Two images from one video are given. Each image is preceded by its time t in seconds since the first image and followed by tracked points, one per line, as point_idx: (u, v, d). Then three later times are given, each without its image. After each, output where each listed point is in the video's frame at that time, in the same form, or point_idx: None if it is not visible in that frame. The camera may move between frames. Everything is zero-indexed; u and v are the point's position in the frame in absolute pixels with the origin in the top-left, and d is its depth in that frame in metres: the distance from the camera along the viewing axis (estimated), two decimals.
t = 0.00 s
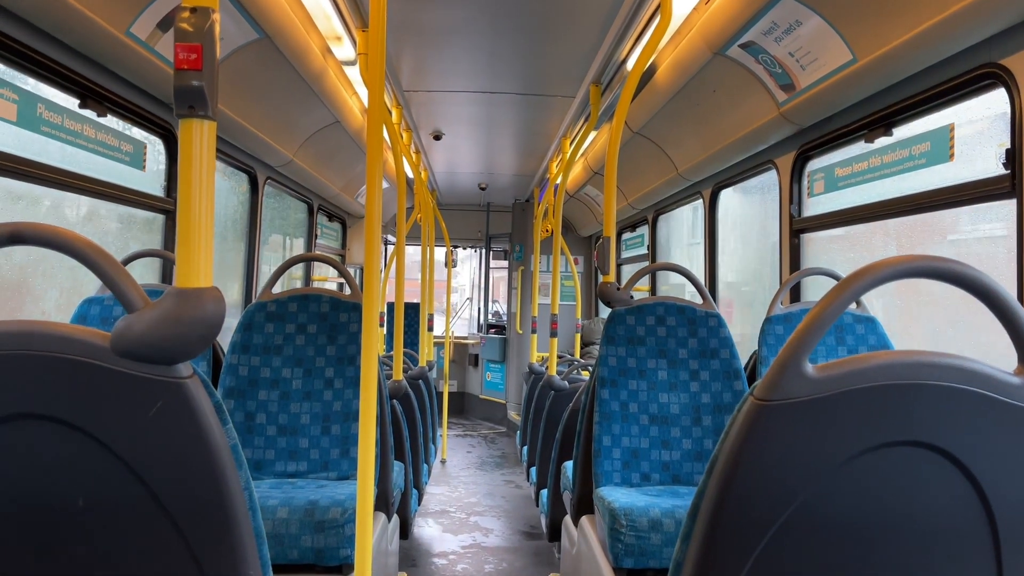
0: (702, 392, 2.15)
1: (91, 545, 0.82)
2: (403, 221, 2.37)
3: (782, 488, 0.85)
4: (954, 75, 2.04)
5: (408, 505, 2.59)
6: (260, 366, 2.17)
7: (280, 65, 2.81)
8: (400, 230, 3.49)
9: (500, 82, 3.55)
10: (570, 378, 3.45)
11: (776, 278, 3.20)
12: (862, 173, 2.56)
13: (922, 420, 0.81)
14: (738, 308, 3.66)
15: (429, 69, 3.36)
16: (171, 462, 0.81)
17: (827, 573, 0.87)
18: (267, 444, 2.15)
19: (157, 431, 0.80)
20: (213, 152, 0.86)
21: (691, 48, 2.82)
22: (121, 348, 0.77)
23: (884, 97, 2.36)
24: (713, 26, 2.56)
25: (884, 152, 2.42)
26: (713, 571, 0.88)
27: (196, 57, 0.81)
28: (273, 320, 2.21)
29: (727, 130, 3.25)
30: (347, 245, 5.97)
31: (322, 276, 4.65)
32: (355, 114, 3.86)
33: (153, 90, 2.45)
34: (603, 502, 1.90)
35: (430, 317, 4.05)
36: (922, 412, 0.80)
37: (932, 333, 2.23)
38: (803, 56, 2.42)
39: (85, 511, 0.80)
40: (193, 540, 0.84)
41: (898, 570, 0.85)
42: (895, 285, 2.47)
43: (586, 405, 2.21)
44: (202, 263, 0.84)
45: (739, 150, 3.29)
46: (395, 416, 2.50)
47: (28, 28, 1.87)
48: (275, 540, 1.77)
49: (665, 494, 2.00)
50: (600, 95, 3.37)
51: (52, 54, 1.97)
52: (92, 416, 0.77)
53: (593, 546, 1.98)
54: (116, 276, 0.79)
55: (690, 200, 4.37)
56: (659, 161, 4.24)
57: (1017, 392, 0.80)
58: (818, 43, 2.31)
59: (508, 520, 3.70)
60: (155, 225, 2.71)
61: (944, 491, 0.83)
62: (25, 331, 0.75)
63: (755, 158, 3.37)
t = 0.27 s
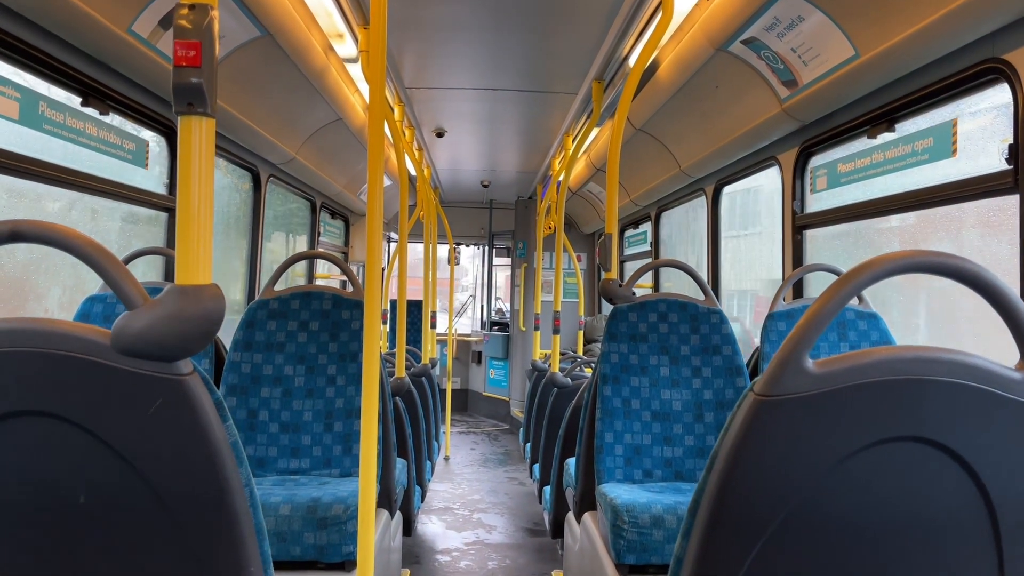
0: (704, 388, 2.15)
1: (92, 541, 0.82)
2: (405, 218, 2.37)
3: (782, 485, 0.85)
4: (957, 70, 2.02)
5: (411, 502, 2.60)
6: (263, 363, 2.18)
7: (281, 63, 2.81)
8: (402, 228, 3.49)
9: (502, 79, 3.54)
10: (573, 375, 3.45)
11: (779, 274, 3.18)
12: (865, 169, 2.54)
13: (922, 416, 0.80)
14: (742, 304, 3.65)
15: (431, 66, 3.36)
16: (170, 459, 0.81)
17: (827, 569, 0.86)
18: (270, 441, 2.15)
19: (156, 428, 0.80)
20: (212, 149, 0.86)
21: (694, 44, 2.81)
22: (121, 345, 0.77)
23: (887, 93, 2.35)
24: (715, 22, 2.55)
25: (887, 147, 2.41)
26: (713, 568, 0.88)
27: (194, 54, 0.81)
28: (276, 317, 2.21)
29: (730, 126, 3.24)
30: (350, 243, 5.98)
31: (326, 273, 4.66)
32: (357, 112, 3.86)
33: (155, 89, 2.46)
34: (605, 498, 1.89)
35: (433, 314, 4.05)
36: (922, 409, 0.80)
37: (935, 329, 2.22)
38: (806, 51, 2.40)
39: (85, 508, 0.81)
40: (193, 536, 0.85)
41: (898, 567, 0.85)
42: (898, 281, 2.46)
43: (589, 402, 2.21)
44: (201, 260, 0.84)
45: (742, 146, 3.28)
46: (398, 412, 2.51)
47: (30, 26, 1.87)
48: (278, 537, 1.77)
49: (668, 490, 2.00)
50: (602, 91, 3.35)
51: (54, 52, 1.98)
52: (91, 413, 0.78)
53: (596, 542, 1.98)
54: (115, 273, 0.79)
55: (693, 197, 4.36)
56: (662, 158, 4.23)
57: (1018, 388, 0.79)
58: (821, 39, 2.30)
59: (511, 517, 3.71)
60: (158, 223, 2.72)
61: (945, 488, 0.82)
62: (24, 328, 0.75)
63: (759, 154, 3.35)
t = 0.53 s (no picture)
0: (710, 384, 2.14)
1: (103, 540, 0.82)
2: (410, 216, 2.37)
3: (791, 481, 0.85)
4: (962, 64, 2.01)
5: (417, 499, 2.61)
6: (269, 361, 2.18)
7: (285, 61, 2.81)
8: (406, 225, 3.49)
9: (505, 76, 3.54)
10: (577, 372, 3.45)
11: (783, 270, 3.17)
12: (870, 164, 2.53)
13: (931, 411, 0.80)
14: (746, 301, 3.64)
15: (434, 64, 3.35)
16: (179, 457, 0.81)
17: (838, 566, 0.86)
18: (277, 440, 2.16)
19: (166, 426, 0.80)
20: (220, 148, 0.86)
21: (697, 40, 2.80)
22: (131, 344, 0.77)
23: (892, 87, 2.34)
24: (718, 17, 2.54)
25: (891, 142, 2.40)
26: (722, 563, 0.88)
27: (202, 52, 0.80)
28: (281, 315, 2.21)
29: (733, 121, 3.23)
30: (354, 241, 5.99)
31: (329, 272, 4.67)
32: (360, 109, 3.86)
33: (159, 87, 2.46)
34: (611, 494, 1.89)
35: (438, 312, 4.05)
36: (932, 404, 0.80)
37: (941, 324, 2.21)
38: (810, 46, 2.39)
39: (96, 507, 0.81)
40: (203, 533, 0.85)
41: (908, 564, 0.84)
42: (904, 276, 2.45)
43: (594, 399, 2.21)
44: (210, 259, 0.84)
45: (746, 142, 3.27)
46: (404, 410, 2.51)
47: (34, 26, 1.87)
48: (286, 534, 1.78)
49: (674, 486, 2.00)
50: (605, 88, 3.34)
51: (58, 51, 1.98)
52: (102, 412, 0.78)
53: (602, 538, 1.98)
54: (124, 272, 0.79)
55: (697, 193, 4.35)
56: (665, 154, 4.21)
57: None
58: (825, 34, 2.28)
59: (516, 514, 3.71)
60: (162, 222, 2.73)
61: (956, 483, 0.82)
62: (34, 328, 0.75)
63: (762, 149, 3.34)
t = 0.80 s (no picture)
0: (715, 382, 2.14)
1: (114, 540, 0.83)
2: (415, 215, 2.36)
3: (800, 481, 0.84)
4: (969, 61, 2.00)
5: (423, 497, 2.61)
6: (275, 360, 2.19)
7: (290, 61, 2.81)
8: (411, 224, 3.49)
9: (510, 74, 3.53)
10: (582, 370, 3.45)
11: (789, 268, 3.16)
12: (875, 161, 2.52)
13: (941, 410, 0.79)
14: (751, 299, 3.63)
15: (439, 62, 3.35)
16: (189, 458, 0.82)
17: (847, 567, 0.86)
18: (283, 439, 2.17)
19: (176, 426, 0.80)
20: (229, 149, 0.86)
21: (702, 37, 2.78)
22: (141, 344, 0.77)
23: (897, 84, 2.32)
24: (723, 15, 2.53)
25: (897, 139, 2.38)
26: (732, 563, 0.88)
27: (210, 54, 0.81)
28: (287, 315, 2.22)
29: (738, 119, 3.22)
30: (358, 239, 5.99)
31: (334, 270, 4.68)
32: (364, 108, 3.86)
33: (164, 87, 2.46)
34: (617, 493, 1.89)
35: (442, 310, 4.05)
36: (942, 404, 0.79)
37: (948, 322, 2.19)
38: (815, 44, 2.38)
39: (106, 508, 0.81)
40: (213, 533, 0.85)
41: (918, 564, 0.84)
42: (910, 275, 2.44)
43: (600, 397, 2.21)
44: (219, 260, 0.84)
45: (751, 140, 3.25)
46: (410, 409, 2.52)
47: (40, 26, 1.88)
48: (293, 533, 1.79)
49: (680, 485, 2.00)
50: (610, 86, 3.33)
51: (64, 52, 1.99)
52: (113, 413, 0.78)
53: (609, 537, 1.98)
54: (134, 273, 0.79)
55: (701, 191, 4.34)
56: (670, 152, 4.20)
57: None
58: (831, 31, 2.27)
59: (521, 512, 3.72)
60: (167, 222, 2.73)
61: (966, 483, 0.81)
62: (46, 329, 0.76)
63: (767, 147, 3.33)
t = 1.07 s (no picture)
0: (719, 382, 2.13)
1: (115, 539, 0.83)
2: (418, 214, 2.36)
3: (802, 483, 0.84)
4: (975, 61, 1.98)
5: (425, 497, 2.61)
6: (278, 359, 2.19)
7: (294, 59, 2.82)
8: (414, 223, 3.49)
9: (514, 73, 3.52)
10: (586, 370, 3.44)
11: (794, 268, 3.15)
12: (880, 161, 2.50)
13: (945, 412, 0.79)
14: (756, 299, 3.61)
15: (443, 61, 3.35)
16: (190, 456, 0.82)
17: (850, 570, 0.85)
18: (286, 437, 2.17)
19: (177, 425, 0.80)
20: (232, 148, 0.86)
21: (707, 36, 2.77)
22: (143, 342, 0.77)
23: (903, 84, 2.31)
24: (728, 14, 2.51)
25: (903, 139, 2.37)
26: (734, 565, 0.88)
27: (213, 52, 0.81)
28: (290, 313, 2.22)
29: (743, 118, 3.20)
30: (362, 238, 6.00)
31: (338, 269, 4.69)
32: (369, 107, 3.86)
33: (169, 85, 2.47)
34: (620, 493, 1.89)
35: (446, 309, 4.04)
36: (946, 406, 0.79)
37: (953, 322, 2.18)
38: (820, 43, 2.36)
39: (108, 506, 0.81)
40: (214, 532, 0.85)
41: (921, 567, 0.83)
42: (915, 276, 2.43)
43: (603, 397, 2.20)
44: (221, 258, 0.84)
45: (756, 139, 3.24)
46: (412, 408, 2.52)
47: (45, 25, 1.89)
48: (295, 531, 1.79)
49: (683, 485, 1.99)
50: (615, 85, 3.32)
51: (68, 50, 1.99)
52: (115, 411, 0.78)
53: (611, 537, 1.97)
54: (136, 271, 0.79)
55: (706, 190, 4.32)
56: (674, 151, 4.19)
57: None
58: (836, 31, 2.25)
59: (524, 512, 3.72)
60: (172, 220, 2.74)
61: (971, 486, 0.81)
62: (48, 327, 0.76)
63: (772, 146, 3.31)
